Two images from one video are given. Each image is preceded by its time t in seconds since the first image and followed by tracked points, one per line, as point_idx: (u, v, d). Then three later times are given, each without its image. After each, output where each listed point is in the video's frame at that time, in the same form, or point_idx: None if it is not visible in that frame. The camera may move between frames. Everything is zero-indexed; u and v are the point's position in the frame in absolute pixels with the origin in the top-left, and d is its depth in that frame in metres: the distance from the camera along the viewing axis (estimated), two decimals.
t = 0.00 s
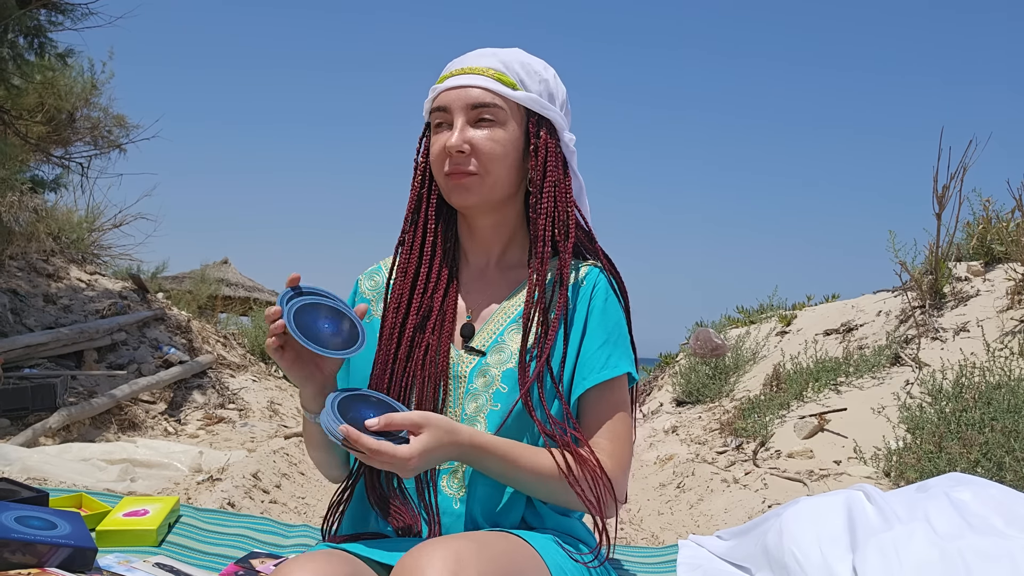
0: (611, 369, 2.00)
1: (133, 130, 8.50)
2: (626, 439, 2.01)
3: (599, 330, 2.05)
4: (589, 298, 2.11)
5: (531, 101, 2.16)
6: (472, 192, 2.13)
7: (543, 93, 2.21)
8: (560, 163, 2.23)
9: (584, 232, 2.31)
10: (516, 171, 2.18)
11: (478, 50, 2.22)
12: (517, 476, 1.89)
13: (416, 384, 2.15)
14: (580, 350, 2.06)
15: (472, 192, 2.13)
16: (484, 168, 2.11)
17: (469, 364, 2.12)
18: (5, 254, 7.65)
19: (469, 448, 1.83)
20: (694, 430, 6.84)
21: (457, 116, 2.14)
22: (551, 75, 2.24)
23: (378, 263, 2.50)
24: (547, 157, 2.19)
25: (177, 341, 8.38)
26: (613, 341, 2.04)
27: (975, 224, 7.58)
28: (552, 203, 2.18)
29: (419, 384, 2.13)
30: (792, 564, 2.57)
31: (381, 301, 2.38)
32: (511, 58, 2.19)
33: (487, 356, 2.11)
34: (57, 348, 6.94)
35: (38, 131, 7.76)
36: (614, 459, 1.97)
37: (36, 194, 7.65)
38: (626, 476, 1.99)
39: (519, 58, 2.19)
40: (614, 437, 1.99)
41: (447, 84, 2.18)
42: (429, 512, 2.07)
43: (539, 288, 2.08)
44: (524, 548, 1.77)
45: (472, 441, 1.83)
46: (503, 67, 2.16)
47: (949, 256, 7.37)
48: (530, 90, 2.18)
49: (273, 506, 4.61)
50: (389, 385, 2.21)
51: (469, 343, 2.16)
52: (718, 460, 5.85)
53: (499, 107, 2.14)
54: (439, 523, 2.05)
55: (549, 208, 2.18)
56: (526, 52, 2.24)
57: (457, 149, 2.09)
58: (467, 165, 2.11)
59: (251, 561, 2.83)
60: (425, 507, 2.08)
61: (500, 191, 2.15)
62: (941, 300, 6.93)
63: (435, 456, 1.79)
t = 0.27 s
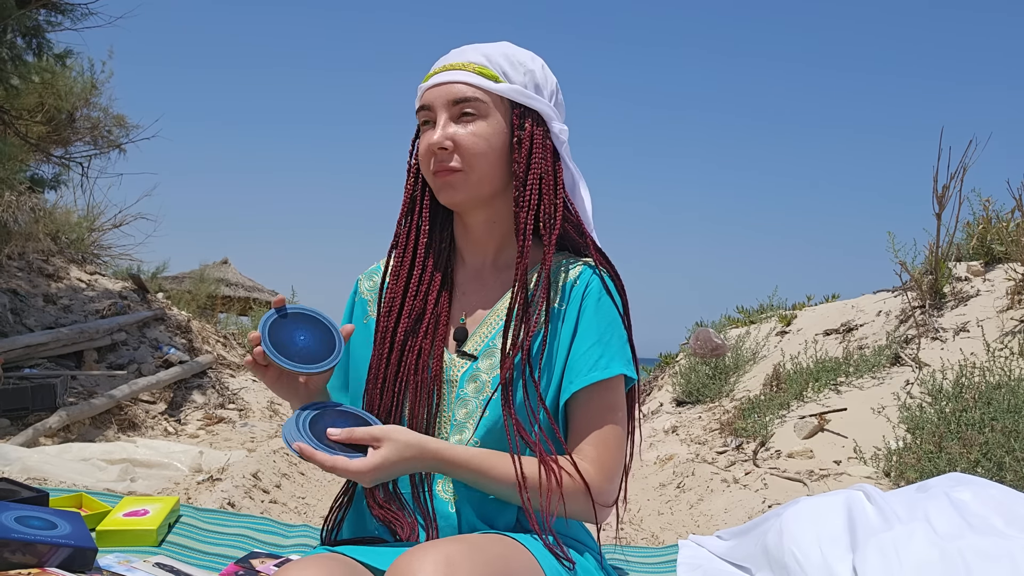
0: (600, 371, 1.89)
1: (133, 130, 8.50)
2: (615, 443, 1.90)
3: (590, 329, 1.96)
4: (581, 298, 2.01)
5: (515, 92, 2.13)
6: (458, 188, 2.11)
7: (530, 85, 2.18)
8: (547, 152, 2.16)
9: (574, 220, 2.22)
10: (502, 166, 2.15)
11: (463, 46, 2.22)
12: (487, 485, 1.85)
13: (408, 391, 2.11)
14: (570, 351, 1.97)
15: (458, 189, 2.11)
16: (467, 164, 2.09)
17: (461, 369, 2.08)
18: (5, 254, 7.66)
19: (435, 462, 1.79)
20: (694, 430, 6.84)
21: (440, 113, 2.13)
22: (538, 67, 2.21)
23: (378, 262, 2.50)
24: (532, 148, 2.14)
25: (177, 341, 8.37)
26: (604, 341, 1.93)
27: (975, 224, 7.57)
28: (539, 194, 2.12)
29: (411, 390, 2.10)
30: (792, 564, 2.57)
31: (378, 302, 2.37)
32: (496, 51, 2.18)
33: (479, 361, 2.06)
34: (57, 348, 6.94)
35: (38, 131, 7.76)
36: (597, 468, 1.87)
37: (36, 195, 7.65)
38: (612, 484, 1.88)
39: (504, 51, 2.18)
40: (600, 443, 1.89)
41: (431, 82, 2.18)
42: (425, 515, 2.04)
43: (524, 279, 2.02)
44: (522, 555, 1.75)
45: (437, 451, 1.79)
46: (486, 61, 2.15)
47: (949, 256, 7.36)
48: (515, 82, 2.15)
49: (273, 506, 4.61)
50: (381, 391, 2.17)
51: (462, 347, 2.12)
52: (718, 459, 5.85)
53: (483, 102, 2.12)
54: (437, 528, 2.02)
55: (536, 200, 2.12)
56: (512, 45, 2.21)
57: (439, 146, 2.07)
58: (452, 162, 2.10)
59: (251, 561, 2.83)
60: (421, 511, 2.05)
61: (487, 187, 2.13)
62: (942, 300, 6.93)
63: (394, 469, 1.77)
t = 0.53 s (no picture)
0: (601, 368, 1.87)
1: (133, 130, 8.50)
2: (612, 442, 1.87)
3: (587, 327, 1.95)
4: (579, 297, 2.01)
5: (518, 93, 2.13)
6: (468, 189, 2.11)
7: (530, 85, 2.18)
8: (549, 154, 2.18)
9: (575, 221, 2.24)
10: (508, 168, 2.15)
11: (458, 47, 2.20)
12: (478, 490, 1.83)
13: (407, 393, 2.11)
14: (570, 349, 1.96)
15: (467, 190, 2.11)
16: (477, 166, 2.09)
17: (459, 372, 2.08)
18: (5, 254, 7.66)
19: (422, 469, 1.78)
20: (694, 430, 6.84)
21: (447, 113, 2.12)
22: (536, 66, 2.21)
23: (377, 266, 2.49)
24: (537, 149, 2.15)
25: (177, 341, 8.37)
26: (602, 340, 1.92)
27: (975, 224, 7.57)
28: (543, 194, 2.13)
29: (410, 393, 2.09)
30: (792, 564, 2.58)
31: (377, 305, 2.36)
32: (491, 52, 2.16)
33: (476, 364, 2.06)
34: (57, 348, 6.94)
35: (38, 131, 7.76)
36: (592, 469, 1.84)
37: (36, 194, 7.65)
38: (609, 484, 1.86)
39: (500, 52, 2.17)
40: (596, 441, 1.86)
41: (434, 82, 2.16)
42: (423, 521, 2.03)
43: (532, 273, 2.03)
44: (513, 556, 1.74)
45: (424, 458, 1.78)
46: (486, 62, 2.13)
47: (949, 256, 7.36)
48: (517, 83, 2.15)
49: (273, 506, 4.61)
50: (380, 393, 2.16)
51: (460, 351, 2.12)
52: (718, 459, 5.85)
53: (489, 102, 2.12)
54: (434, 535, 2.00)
55: (541, 200, 2.13)
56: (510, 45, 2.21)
57: (450, 147, 2.07)
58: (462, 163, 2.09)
59: (251, 561, 2.83)
60: (417, 516, 2.04)
61: (495, 189, 2.14)
62: (942, 300, 6.93)
63: (380, 475, 1.78)
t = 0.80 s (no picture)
0: (594, 367, 1.83)
1: (133, 130, 8.50)
2: (597, 436, 1.83)
3: (583, 329, 1.90)
4: (574, 296, 1.97)
5: (488, 102, 2.06)
6: (444, 211, 2.08)
7: (501, 90, 2.10)
8: (528, 155, 2.10)
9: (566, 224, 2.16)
10: (483, 179, 2.10)
11: (429, 63, 2.14)
12: (458, 490, 1.81)
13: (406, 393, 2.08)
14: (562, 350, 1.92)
15: (443, 212, 2.09)
16: (449, 187, 2.05)
17: (455, 372, 2.05)
18: (5, 253, 7.67)
19: (399, 470, 1.77)
20: (694, 430, 6.84)
21: (414, 137, 2.07)
22: (508, 67, 2.12)
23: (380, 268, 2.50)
24: (512, 157, 2.07)
25: (177, 341, 8.38)
26: (595, 339, 1.88)
27: (975, 224, 7.57)
28: (522, 201, 2.07)
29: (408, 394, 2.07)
30: (792, 564, 2.58)
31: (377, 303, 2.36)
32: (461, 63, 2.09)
33: (472, 365, 2.03)
34: (57, 348, 6.94)
35: (39, 131, 7.76)
36: (577, 467, 1.80)
37: (36, 194, 7.65)
38: (596, 483, 1.81)
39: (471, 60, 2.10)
40: (582, 438, 1.82)
41: (402, 104, 2.12)
42: (421, 513, 2.02)
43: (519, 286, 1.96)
44: (513, 556, 1.74)
45: (403, 460, 1.77)
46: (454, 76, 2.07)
47: (949, 256, 7.36)
48: (487, 91, 2.07)
49: (273, 506, 4.60)
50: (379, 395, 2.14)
51: (456, 350, 2.09)
52: (718, 460, 5.85)
53: (455, 120, 2.05)
54: (433, 526, 2.00)
55: (522, 209, 2.06)
56: (481, 50, 2.14)
57: (418, 174, 2.03)
58: (434, 187, 2.05)
59: (251, 560, 2.83)
60: (415, 509, 2.03)
61: (472, 205, 2.10)
62: (942, 300, 6.93)
63: (357, 474, 1.78)
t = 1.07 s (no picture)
0: (579, 362, 1.81)
1: (133, 130, 8.49)
2: (578, 432, 1.81)
3: (569, 326, 1.88)
4: (563, 291, 1.96)
5: (459, 110, 1.98)
6: (431, 219, 2.06)
7: (473, 95, 2.01)
8: (505, 157, 2.02)
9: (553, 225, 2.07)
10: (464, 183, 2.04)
11: (404, 70, 2.07)
12: (439, 496, 1.80)
13: (399, 390, 2.08)
14: (550, 347, 1.90)
15: (431, 219, 2.06)
16: (431, 197, 2.02)
17: (445, 371, 2.05)
18: (5, 253, 7.66)
19: (378, 480, 1.77)
20: (694, 430, 6.84)
21: (393, 149, 2.04)
22: (481, 69, 2.02)
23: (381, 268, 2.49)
24: (487, 160, 2.00)
25: (177, 341, 8.37)
26: (581, 335, 1.86)
27: (975, 224, 7.57)
28: (498, 205, 2.00)
29: (402, 391, 2.07)
30: (792, 564, 2.58)
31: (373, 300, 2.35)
32: (432, 70, 2.02)
33: (464, 364, 2.03)
34: (57, 348, 6.94)
35: (39, 130, 7.76)
36: (560, 463, 1.79)
37: (36, 194, 7.65)
38: (581, 476, 1.80)
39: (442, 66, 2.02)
40: (562, 434, 1.81)
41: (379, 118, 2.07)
42: (420, 509, 2.02)
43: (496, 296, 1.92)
44: (519, 555, 1.73)
45: (380, 468, 1.76)
46: (425, 85, 2.00)
47: (949, 256, 7.36)
48: (458, 97, 1.99)
49: (273, 506, 4.60)
50: (374, 392, 2.14)
51: (450, 350, 2.08)
52: (718, 459, 5.85)
53: (429, 130, 2.00)
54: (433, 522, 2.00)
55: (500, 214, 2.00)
56: (454, 53, 2.05)
57: (399, 188, 2.01)
58: (417, 198, 2.03)
59: (251, 560, 2.83)
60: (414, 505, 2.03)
61: (458, 209, 2.06)
62: (942, 300, 6.93)
63: (335, 487, 1.77)
